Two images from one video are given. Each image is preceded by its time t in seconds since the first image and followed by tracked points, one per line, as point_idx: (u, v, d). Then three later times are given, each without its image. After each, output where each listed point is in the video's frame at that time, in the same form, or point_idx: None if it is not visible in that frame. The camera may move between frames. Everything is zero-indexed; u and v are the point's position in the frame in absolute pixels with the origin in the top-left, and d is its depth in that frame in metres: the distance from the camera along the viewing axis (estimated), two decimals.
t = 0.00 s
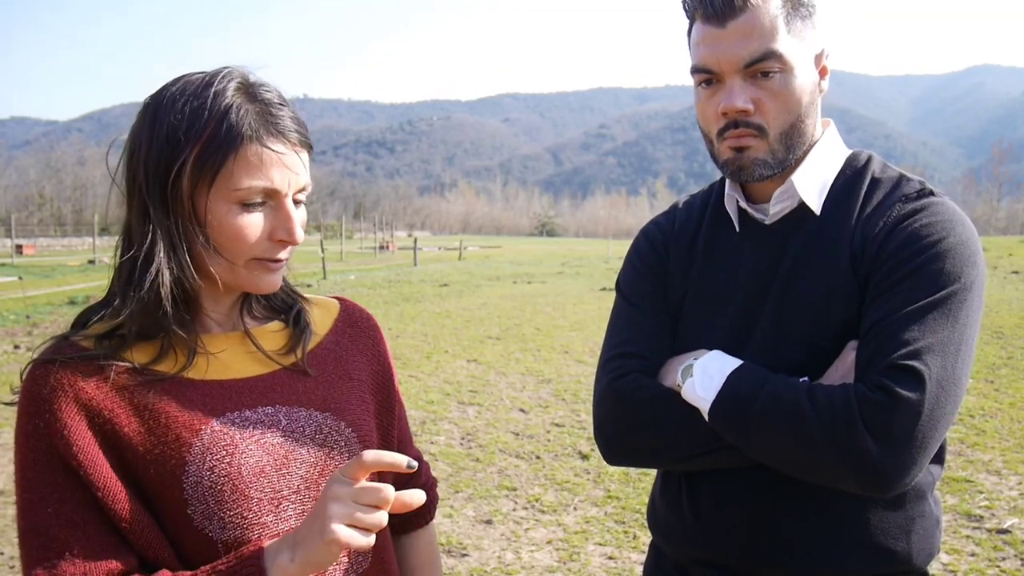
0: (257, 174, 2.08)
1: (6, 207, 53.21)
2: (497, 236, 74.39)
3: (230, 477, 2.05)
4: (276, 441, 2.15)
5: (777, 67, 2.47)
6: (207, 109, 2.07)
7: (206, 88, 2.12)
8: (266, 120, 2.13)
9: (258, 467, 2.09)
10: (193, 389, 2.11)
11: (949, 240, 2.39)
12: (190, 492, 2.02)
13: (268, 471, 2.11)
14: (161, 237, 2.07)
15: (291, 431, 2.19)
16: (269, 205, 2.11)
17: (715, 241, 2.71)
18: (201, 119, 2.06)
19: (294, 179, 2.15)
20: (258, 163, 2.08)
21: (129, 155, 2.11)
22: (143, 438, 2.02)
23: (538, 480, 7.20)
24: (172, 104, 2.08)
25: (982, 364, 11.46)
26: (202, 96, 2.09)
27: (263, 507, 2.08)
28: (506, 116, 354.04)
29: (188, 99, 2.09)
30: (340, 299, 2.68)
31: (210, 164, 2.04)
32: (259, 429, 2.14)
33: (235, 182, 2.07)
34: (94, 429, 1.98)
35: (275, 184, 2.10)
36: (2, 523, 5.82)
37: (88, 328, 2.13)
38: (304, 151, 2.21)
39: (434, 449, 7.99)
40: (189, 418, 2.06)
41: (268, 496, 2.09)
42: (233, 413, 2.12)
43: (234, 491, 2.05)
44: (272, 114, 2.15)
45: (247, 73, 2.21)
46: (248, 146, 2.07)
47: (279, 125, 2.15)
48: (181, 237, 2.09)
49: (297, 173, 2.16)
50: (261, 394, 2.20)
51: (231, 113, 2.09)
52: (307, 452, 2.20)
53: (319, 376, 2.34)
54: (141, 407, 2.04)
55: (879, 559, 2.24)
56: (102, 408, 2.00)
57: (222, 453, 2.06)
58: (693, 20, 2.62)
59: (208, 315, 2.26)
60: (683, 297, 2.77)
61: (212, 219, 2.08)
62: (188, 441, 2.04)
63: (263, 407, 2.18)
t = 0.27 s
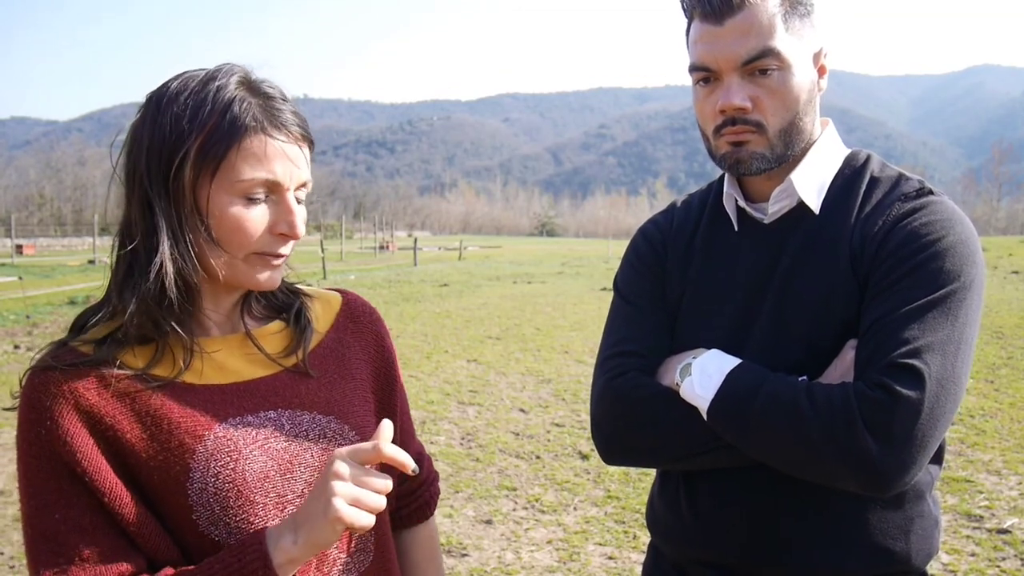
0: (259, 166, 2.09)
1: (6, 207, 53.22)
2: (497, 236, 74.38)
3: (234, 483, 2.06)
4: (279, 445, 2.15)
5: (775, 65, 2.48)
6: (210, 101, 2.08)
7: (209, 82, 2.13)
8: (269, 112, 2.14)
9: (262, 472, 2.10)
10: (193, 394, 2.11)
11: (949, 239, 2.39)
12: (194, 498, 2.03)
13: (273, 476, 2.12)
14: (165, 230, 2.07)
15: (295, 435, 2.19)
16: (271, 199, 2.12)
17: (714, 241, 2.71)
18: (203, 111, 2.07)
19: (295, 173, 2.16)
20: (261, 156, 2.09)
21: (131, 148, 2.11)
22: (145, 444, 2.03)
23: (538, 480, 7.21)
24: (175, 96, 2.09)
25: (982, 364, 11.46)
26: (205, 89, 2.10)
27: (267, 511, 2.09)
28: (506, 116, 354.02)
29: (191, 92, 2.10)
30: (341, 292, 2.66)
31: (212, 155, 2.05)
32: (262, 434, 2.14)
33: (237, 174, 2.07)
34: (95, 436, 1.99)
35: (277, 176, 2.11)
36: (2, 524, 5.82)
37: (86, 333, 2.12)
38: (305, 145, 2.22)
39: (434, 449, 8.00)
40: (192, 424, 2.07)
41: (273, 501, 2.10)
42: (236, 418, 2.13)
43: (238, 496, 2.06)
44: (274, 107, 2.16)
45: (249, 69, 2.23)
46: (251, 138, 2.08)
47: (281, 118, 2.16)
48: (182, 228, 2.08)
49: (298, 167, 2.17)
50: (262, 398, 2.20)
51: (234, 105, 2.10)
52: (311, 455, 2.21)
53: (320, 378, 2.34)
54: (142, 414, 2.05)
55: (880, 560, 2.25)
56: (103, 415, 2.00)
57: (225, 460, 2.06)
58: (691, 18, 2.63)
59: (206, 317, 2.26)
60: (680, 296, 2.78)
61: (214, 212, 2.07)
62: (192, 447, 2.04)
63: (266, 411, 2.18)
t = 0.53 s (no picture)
0: (259, 149, 2.09)
1: (6, 207, 53.25)
2: (497, 236, 74.40)
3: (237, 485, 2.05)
4: (281, 448, 2.14)
5: (773, 65, 2.48)
6: (208, 89, 2.10)
7: (205, 73, 2.15)
8: (265, 99, 2.16)
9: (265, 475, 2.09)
10: (193, 396, 2.11)
11: (948, 239, 2.39)
12: (195, 499, 2.02)
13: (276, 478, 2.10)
14: (167, 215, 2.06)
15: (297, 438, 2.18)
16: (271, 183, 2.12)
17: (713, 241, 2.71)
18: (201, 98, 2.08)
19: (294, 158, 2.17)
20: (259, 135, 2.10)
21: (130, 140, 2.12)
22: (145, 439, 2.02)
23: (538, 480, 7.21)
24: (173, 86, 2.11)
25: (981, 364, 11.47)
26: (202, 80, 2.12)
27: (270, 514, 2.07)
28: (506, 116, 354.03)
29: (188, 82, 2.11)
30: (341, 292, 2.67)
31: (211, 140, 2.05)
32: (264, 436, 2.13)
33: (236, 158, 2.08)
34: (97, 433, 1.99)
35: (277, 159, 2.11)
36: (2, 524, 5.82)
37: (85, 335, 2.13)
38: (301, 134, 2.24)
39: (434, 449, 8.00)
40: (193, 424, 2.06)
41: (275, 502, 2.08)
42: (236, 421, 2.12)
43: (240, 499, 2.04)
44: (271, 95, 2.18)
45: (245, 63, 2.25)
46: (248, 124, 2.10)
47: (277, 105, 2.18)
48: (183, 213, 2.07)
49: (297, 151, 2.18)
50: (263, 400, 2.19)
51: (231, 92, 2.11)
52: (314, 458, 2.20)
53: (321, 380, 2.34)
54: (143, 412, 2.05)
55: (880, 560, 2.25)
56: (104, 412, 2.00)
57: (227, 462, 2.05)
58: (689, 18, 2.63)
59: (206, 315, 2.26)
60: (679, 296, 2.78)
61: (214, 197, 2.07)
62: (193, 448, 2.04)
63: (267, 412, 2.18)
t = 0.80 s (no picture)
0: (237, 138, 2.07)
1: (6, 207, 53.25)
2: (497, 236, 74.40)
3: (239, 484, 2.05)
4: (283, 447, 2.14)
5: (771, 67, 2.47)
6: (183, 85, 2.09)
7: (182, 71, 2.15)
8: (242, 89, 2.14)
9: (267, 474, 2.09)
10: (194, 394, 2.11)
11: (947, 240, 2.39)
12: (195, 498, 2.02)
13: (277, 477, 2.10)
14: (154, 213, 2.05)
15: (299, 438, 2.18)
16: (255, 172, 2.10)
17: (713, 242, 2.71)
18: (177, 95, 2.08)
19: (277, 145, 2.14)
20: (239, 125, 2.09)
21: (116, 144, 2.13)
22: (147, 433, 2.02)
23: (538, 480, 7.20)
24: (152, 89, 2.12)
25: (981, 364, 11.46)
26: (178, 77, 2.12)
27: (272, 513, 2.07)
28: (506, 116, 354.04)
29: (165, 82, 2.12)
30: (344, 293, 2.67)
31: (190, 133, 2.04)
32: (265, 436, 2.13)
33: (216, 150, 2.06)
34: (99, 424, 1.99)
35: (257, 147, 2.09)
36: (3, 524, 5.82)
37: (86, 333, 2.14)
38: (284, 121, 2.21)
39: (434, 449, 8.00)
40: (193, 421, 2.07)
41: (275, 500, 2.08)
42: (236, 419, 2.13)
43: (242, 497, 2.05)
44: (248, 85, 2.16)
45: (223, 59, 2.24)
46: (226, 114, 2.08)
47: (254, 94, 2.16)
48: (169, 209, 2.06)
49: (281, 139, 2.17)
50: (264, 399, 2.19)
51: (206, 86, 2.10)
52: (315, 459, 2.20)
53: (323, 381, 2.33)
54: (146, 406, 2.05)
55: (880, 561, 2.25)
56: (106, 404, 2.00)
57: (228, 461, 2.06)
58: (687, 20, 2.63)
59: (207, 314, 2.24)
60: (679, 297, 2.77)
61: (198, 191, 2.05)
62: (193, 445, 2.04)
63: (266, 413, 2.17)
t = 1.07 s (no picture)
0: (214, 139, 2.03)
1: (7, 207, 53.25)
2: (496, 236, 74.39)
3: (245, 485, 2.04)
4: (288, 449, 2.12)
5: (771, 61, 2.46)
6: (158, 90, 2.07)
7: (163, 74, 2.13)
8: (220, 87, 2.09)
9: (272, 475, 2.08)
10: (202, 393, 2.09)
11: (947, 241, 2.38)
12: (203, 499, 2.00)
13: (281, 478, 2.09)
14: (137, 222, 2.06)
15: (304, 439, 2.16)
16: (235, 172, 2.06)
17: (712, 243, 2.70)
18: (152, 100, 2.06)
19: (258, 141, 2.09)
20: (219, 126, 2.04)
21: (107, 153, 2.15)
22: (156, 432, 2.00)
23: (538, 480, 7.19)
24: (135, 97, 2.11)
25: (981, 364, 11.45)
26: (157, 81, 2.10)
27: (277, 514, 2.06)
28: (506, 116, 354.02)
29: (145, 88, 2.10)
30: (347, 295, 2.66)
31: (166, 138, 2.02)
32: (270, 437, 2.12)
33: (193, 152, 2.03)
34: (110, 422, 1.96)
35: (235, 146, 2.05)
36: (3, 524, 5.81)
37: (95, 329, 2.13)
38: (268, 116, 2.16)
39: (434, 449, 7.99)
40: (203, 421, 2.05)
41: (282, 499, 2.06)
42: (244, 419, 2.11)
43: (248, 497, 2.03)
44: (227, 82, 2.11)
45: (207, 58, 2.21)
46: (203, 115, 2.04)
47: (233, 91, 2.10)
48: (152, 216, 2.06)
49: (264, 137, 2.10)
50: (271, 399, 2.17)
51: (182, 87, 2.07)
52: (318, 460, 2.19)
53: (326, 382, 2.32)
54: (155, 405, 2.02)
55: (880, 562, 2.24)
56: (117, 402, 1.97)
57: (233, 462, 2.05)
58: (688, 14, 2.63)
59: (211, 312, 2.22)
60: (678, 297, 2.76)
61: (178, 195, 2.03)
62: (202, 444, 2.03)
63: (275, 413, 2.16)
